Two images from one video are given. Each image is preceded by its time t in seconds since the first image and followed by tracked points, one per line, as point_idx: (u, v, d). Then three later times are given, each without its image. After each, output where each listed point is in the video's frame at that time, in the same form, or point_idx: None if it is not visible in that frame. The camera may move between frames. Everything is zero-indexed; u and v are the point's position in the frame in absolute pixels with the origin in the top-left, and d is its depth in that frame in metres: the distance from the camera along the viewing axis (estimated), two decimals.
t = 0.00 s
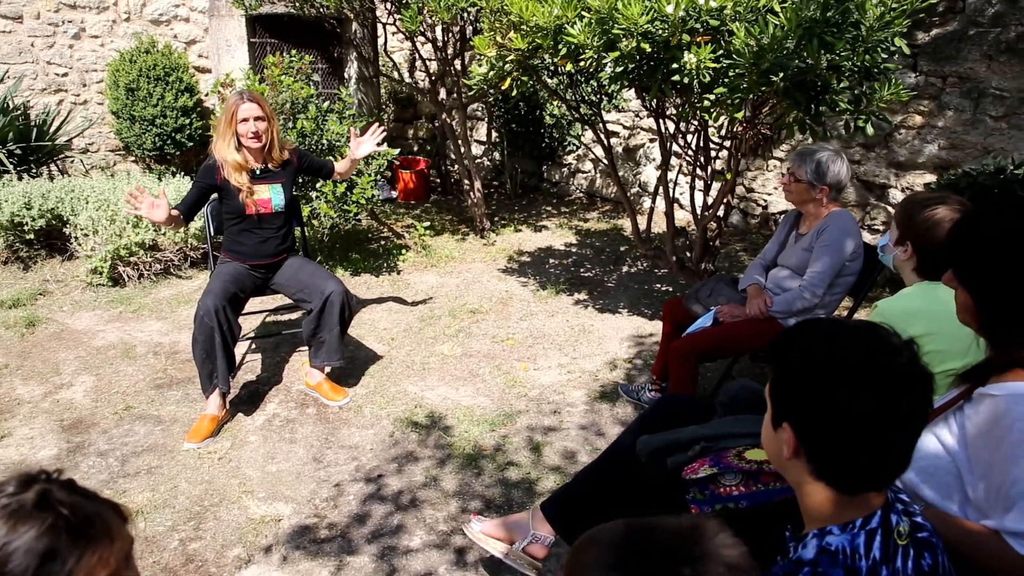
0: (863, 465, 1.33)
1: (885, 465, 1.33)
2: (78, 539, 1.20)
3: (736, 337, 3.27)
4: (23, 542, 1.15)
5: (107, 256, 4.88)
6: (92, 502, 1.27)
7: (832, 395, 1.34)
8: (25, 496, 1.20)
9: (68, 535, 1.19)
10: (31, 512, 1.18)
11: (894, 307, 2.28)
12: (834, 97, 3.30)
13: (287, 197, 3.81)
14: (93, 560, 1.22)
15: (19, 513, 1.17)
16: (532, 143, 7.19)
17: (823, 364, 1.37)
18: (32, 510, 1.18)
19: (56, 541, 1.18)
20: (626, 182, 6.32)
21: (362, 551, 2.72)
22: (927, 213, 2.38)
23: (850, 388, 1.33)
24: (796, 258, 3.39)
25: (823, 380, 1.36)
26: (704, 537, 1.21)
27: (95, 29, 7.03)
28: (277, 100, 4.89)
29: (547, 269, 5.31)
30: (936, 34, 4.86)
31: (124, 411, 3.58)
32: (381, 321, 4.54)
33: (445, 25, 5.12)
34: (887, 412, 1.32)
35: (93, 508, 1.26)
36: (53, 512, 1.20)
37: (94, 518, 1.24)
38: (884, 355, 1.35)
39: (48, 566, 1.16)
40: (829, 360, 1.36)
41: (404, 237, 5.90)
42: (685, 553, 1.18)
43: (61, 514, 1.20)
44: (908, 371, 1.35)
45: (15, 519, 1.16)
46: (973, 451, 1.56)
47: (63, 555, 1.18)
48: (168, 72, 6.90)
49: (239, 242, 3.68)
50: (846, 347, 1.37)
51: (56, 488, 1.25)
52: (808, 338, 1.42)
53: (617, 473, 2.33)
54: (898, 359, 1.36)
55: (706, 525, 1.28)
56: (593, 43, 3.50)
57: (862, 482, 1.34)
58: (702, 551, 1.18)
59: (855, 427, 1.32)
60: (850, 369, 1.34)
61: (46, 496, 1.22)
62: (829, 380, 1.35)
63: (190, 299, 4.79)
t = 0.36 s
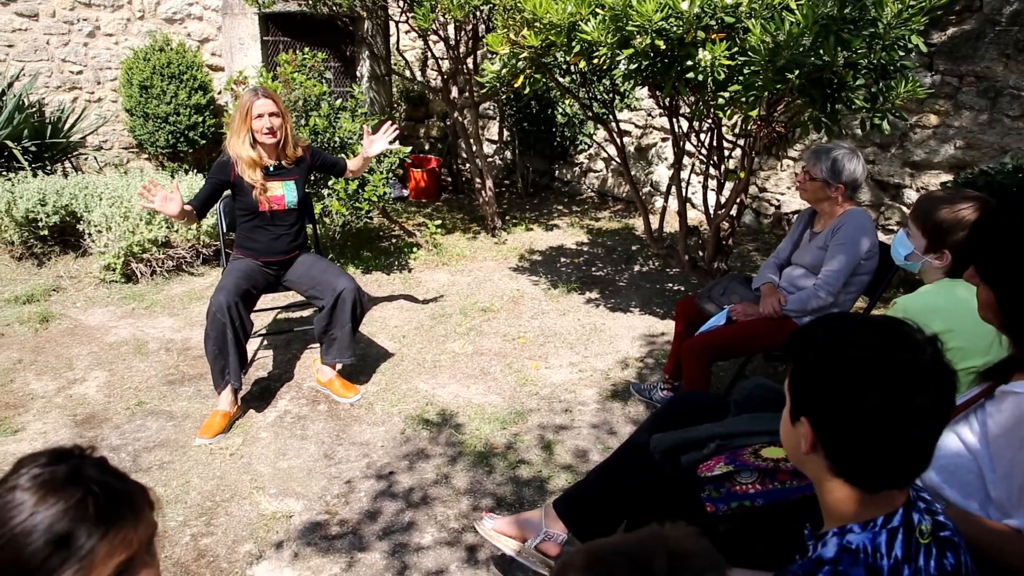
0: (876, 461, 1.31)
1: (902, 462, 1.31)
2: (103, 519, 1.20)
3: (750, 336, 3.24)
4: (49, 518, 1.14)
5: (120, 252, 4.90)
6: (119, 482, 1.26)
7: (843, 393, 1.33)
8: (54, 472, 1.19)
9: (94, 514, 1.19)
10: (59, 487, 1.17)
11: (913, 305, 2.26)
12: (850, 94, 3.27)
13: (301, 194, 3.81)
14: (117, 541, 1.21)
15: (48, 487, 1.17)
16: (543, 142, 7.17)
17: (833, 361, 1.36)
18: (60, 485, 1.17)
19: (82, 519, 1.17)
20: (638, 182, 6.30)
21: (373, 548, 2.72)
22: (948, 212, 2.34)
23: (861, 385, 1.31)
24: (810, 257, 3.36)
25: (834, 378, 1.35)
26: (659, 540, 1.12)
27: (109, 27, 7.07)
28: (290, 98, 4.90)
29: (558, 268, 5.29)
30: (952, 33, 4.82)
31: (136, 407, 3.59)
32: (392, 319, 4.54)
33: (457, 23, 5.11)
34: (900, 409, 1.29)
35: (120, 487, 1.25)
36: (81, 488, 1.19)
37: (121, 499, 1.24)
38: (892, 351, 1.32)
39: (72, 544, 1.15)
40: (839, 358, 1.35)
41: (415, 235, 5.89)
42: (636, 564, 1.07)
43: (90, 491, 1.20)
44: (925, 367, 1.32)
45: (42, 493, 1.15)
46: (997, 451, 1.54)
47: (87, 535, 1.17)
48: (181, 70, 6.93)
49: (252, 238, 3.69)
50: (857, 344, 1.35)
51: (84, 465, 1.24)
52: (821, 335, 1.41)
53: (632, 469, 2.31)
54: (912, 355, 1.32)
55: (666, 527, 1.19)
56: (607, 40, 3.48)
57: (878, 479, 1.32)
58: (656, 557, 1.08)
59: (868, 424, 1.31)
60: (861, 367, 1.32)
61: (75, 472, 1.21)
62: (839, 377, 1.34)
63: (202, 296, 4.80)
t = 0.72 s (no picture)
0: (895, 453, 1.29)
1: (926, 451, 1.28)
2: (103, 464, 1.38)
3: (764, 333, 3.22)
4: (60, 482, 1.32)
5: (133, 251, 4.92)
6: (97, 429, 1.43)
7: (858, 384, 1.32)
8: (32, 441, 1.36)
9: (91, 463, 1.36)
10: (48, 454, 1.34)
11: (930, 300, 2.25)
12: (864, 89, 3.20)
13: (312, 193, 3.82)
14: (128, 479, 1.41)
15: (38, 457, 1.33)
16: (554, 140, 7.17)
17: (849, 353, 1.35)
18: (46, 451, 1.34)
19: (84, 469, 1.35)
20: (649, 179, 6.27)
21: (386, 544, 2.72)
22: (965, 202, 2.31)
23: (877, 376, 1.30)
24: (825, 252, 3.34)
25: (850, 369, 1.34)
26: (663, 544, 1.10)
27: (122, 28, 7.11)
28: (301, 97, 4.91)
29: (569, 266, 5.28)
30: (966, 27, 4.77)
31: (150, 405, 3.61)
32: (404, 317, 4.54)
33: (468, 21, 5.11)
34: (918, 400, 1.27)
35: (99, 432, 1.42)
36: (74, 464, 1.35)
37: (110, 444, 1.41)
38: (909, 342, 1.31)
39: (92, 497, 1.34)
40: (854, 349, 1.34)
41: (426, 234, 5.90)
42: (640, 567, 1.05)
43: (77, 448, 1.37)
44: (946, 357, 1.30)
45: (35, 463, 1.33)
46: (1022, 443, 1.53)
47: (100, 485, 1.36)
48: (194, 71, 6.97)
49: (264, 236, 3.69)
50: (871, 335, 1.34)
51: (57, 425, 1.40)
52: (836, 328, 1.41)
53: (647, 465, 2.29)
54: (932, 345, 1.30)
55: (671, 530, 1.17)
56: (619, 35, 3.46)
57: (898, 471, 1.30)
58: (659, 561, 1.06)
59: (880, 416, 1.30)
60: (876, 358, 1.31)
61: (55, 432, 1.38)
62: (854, 368, 1.33)
63: (214, 295, 4.82)
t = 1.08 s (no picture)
0: (909, 450, 1.28)
1: (938, 449, 1.27)
2: (85, 451, 1.36)
3: (776, 331, 3.20)
4: (47, 476, 1.31)
5: (144, 251, 4.94)
6: (69, 414, 1.40)
7: (868, 382, 1.32)
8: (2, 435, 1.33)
9: (73, 452, 1.34)
10: (24, 448, 1.32)
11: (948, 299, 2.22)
12: (877, 84, 3.21)
13: (323, 193, 3.82)
14: (114, 464, 1.40)
15: (14, 453, 1.31)
16: (563, 140, 7.16)
17: (856, 352, 1.35)
18: (20, 448, 1.32)
19: (67, 459, 1.33)
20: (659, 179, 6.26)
21: (396, 542, 2.71)
22: (983, 197, 2.31)
23: (884, 373, 1.30)
24: (837, 250, 3.32)
25: (858, 368, 1.34)
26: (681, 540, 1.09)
27: (133, 29, 7.16)
28: (311, 96, 4.93)
29: (579, 265, 5.26)
30: (979, 24, 4.73)
31: (161, 403, 3.61)
32: (414, 316, 4.54)
33: (477, 20, 5.11)
34: (927, 396, 1.26)
35: (70, 421, 1.38)
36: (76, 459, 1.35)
37: (84, 431, 1.38)
38: (920, 338, 1.29)
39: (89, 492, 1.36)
40: (861, 348, 1.34)
41: (436, 233, 5.90)
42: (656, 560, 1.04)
43: (67, 442, 1.35)
44: (961, 349, 1.28)
45: (10, 458, 1.30)
46: None
47: (87, 474, 1.35)
48: (204, 71, 7.01)
49: (275, 235, 3.69)
50: (877, 333, 1.34)
51: (27, 415, 1.37)
52: (839, 328, 1.42)
53: (659, 462, 2.27)
54: (945, 338, 1.29)
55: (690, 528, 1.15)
56: (629, 32, 3.45)
57: (917, 466, 1.29)
58: (673, 554, 1.05)
59: (890, 413, 1.29)
60: (881, 356, 1.31)
61: (24, 424, 1.35)
62: (861, 367, 1.33)
63: (225, 294, 4.83)
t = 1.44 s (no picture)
0: (934, 451, 1.26)
1: (963, 450, 1.25)
2: (103, 465, 1.36)
3: (795, 334, 3.16)
4: (68, 492, 1.31)
5: (161, 252, 4.97)
6: (80, 429, 1.40)
7: (889, 383, 1.31)
8: (16, 454, 1.32)
9: (91, 466, 1.35)
10: (42, 465, 1.32)
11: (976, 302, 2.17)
12: (898, 85, 3.18)
13: (340, 195, 3.83)
14: (129, 477, 1.40)
15: (32, 471, 1.31)
16: (578, 143, 7.15)
17: (877, 353, 1.35)
18: (37, 464, 1.31)
19: (86, 474, 1.34)
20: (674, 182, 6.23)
21: (411, 544, 2.70)
22: (1007, 195, 2.27)
23: (905, 373, 1.30)
24: (856, 253, 3.28)
25: (879, 369, 1.33)
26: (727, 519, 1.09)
27: (152, 33, 7.23)
28: (327, 99, 4.95)
29: (594, 268, 5.25)
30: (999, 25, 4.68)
31: (177, 402, 3.63)
32: (429, 318, 4.54)
33: (493, 23, 5.11)
34: (949, 396, 1.25)
35: (82, 436, 1.38)
36: (94, 467, 1.35)
37: (99, 446, 1.38)
38: (941, 338, 1.28)
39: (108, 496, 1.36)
40: (880, 350, 1.34)
41: (451, 236, 5.90)
42: (701, 539, 1.05)
43: (78, 453, 1.35)
44: (985, 349, 1.26)
45: (28, 475, 1.30)
46: None
47: (107, 488, 1.35)
48: (221, 74, 7.06)
49: (291, 236, 3.70)
50: (896, 334, 1.33)
51: (38, 433, 1.37)
52: (858, 330, 1.43)
53: (679, 465, 2.24)
54: (967, 338, 1.27)
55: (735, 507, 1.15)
56: (646, 34, 3.43)
57: (943, 468, 1.27)
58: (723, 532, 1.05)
59: (912, 414, 1.28)
60: (902, 356, 1.30)
61: (37, 442, 1.35)
62: (881, 368, 1.33)
63: (241, 295, 4.85)
